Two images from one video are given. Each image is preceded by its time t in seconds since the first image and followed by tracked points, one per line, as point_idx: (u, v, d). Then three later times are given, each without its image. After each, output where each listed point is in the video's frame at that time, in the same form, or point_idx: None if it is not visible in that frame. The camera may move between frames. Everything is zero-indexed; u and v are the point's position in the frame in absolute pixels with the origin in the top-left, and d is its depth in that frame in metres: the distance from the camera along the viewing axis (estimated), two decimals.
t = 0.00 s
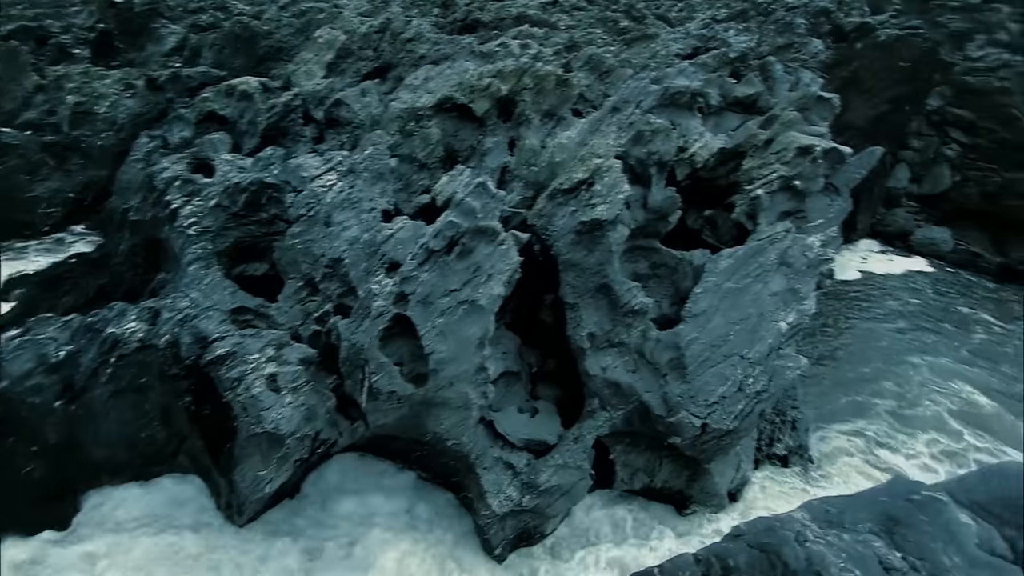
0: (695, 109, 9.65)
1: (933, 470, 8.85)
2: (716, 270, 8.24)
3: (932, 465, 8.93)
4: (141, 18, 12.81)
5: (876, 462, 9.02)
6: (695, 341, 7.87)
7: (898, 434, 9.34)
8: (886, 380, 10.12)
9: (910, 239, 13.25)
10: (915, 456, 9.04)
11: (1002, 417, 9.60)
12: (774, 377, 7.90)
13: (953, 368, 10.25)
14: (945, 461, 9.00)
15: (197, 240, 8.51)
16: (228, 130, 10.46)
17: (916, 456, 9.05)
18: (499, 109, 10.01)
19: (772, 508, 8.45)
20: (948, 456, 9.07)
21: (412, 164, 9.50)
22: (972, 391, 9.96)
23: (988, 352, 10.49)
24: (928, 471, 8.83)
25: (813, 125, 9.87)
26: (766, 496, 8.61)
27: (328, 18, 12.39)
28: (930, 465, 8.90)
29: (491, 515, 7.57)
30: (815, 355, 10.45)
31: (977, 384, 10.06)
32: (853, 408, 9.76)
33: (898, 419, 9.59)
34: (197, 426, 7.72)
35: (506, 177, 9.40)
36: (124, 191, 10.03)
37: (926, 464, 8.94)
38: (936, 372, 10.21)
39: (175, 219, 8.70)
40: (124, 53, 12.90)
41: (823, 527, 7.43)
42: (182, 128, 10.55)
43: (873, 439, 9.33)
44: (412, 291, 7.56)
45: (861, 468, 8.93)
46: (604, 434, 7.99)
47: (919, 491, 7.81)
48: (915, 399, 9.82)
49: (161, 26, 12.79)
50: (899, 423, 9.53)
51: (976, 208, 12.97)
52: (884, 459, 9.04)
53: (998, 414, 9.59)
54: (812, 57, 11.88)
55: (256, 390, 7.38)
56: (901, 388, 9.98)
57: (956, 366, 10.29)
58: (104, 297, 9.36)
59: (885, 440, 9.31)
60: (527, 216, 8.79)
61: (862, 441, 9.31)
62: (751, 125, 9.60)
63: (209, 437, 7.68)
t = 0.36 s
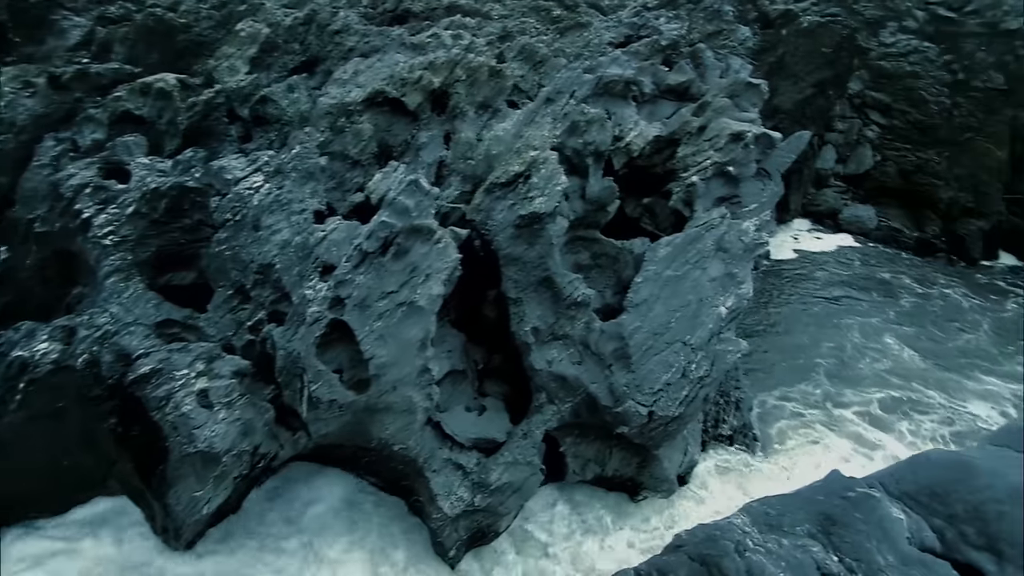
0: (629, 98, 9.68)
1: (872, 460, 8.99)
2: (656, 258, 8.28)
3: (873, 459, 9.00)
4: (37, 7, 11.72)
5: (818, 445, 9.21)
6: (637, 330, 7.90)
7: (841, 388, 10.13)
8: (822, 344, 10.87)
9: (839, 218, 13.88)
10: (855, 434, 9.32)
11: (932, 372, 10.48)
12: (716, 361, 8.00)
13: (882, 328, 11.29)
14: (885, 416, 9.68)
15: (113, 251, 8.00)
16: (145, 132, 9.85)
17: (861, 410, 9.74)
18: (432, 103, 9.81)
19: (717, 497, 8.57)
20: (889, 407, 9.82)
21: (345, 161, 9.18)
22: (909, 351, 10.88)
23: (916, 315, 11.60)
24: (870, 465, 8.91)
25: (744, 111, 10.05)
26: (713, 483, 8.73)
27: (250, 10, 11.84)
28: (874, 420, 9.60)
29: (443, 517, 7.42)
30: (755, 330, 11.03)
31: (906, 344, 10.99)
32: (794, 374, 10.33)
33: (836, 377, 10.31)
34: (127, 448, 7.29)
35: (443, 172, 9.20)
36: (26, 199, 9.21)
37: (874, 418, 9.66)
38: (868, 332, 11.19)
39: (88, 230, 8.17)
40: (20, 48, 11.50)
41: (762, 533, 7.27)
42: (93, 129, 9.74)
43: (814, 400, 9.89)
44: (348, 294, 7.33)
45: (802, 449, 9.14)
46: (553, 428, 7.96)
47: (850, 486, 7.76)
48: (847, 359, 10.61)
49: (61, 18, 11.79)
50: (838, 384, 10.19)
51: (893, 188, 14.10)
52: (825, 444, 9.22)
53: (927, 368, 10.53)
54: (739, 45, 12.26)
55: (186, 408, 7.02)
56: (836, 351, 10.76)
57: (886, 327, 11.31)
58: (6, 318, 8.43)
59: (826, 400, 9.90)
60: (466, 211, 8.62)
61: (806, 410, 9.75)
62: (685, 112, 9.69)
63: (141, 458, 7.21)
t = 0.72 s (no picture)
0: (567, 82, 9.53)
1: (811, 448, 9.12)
2: (598, 245, 8.27)
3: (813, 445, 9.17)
4: None
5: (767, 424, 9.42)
6: (584, 318, 7.88)
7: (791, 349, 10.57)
8: (763, 316, 11.17)
9: (776, 195, 14.36)
10: (818, 387, 9.95)
11: (874, 330, 11.11)
12: (662, 344, 8.06)
13: (825, 293, 11.81)
14: (837, 366, 10.34)
15: (23, 262, 7.45)
16: (54, 131, 9.19)
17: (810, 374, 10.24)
18: (364, 92, 9.44)
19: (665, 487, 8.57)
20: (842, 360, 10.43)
21: (276, 156, 8.80)
22: (851, 313, 11.42)
23: (858, 279, 12.27)
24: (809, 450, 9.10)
25: (679, 94, 10.12)
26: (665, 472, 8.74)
27: None
28: (827, 371, 10.24)
29: (397, 518, 7.31)
30: (701, 304, 11.26)
31: (849, 303, 11.64)
32: (738, 344, 10.61)
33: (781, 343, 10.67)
34: (51, 472, 6.98)
35: (380, 163, 8.89)
36: None
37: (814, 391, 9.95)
38: (807, 303, 11.49)
39: None
40: None
41: (705, 538, 7.16)
42: None
43: (761, 372, 10.18)
44: (283, 297, 7.05)
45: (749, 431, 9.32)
46: (504, 420, 7.88)
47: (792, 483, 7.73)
48: (790, 326, 11.00)
49: None
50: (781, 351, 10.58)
51: (826, 163, 14.57)
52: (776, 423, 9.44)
53: (869, 326, 11.14)
54: (672, 27, 12.23)
55: (114, 427, 6.65)
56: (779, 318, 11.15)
57: (828, 289, 11.90)
58: None
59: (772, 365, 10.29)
60: (406, 204, 8.38)
61: (755, 382, 10.01)
62: (622, 96, 9.67)
63: (67, 478, 6.89)
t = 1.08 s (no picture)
0: (506, 66, 9.31)
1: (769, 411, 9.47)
2: (543, 231, 8.18)
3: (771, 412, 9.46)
4: None
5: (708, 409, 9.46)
6: (532, 306, 7.81)
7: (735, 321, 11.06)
8: (710, 284, 11.79)
9: (717, 172, 15.01)
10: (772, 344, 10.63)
11: (815, 296, 11.84)
12: (610, 328, 8.10)
13: (772, 262, 12.62)
14: (786, 322, 11.12)
15: None
16: None
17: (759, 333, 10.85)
18: (295, 81, 9.05)
19: (619, 482, 8.47)
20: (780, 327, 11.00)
21: (204, 152, 8.43)
22: (795, 279, 12.25)
23: (806, 245, 13.26)
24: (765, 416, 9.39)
25: (618, 76, 10.04)
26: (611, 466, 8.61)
27: None
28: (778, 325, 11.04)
29: (352, 520, 7.16)
30: (650, 280, 11.72)
31: (794, 269, 12.51)
32: (686, 313, 11.12)
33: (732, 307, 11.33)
34: None
35: (316, 155, 8.59)
36: None
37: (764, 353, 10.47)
38: (754, 275, 12.17)
39: None
40: None
41: (649, 544, 7.12)
42: None
43: (713, 334, 10.75)
44: (216, 301, 6.74)
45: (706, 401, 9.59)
46: (456, 413, 7.76)
47: (739, 479, 7.67)
48: (739, 293, 11.69)
49: None
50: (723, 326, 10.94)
51: (764, 139, 15.18)
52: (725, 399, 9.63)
53: (813, 288, 12.05)
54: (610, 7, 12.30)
55: (33, 451, 6.29)
56: (726, 283, 11.85)
57: (773, 255, 12.78)
58: None
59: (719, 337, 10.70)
60: (344, 196, 8.07)
61: (703, 360, 10.29)
62: (561, 79, 9.52)
63: None
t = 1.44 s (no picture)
0: (444, 50, 9.04)
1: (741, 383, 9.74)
2: (489, 220, 8.04)
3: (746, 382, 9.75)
4: None
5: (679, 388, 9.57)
6: (481, 297, 7.68)
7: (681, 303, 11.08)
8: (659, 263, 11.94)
9: (662, 150, 15.33)
10: (727, 309, 11.05)
11: (766, 260, 12.28)
12: (561, 315, 8.04)
13: (719, 230, 12.99)
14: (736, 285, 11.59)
15: None
16: None
17: (725, 306, 11.11)
18: (223, 72, 8.54)
19: (592, 459, 8.55)
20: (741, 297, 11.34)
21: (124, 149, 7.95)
22: (744, 246, 12.63)
23: (753, 214, 13.64)
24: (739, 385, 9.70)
25: (559, 57, 10.03)
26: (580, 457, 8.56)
27: None
28: (725, 286, 11.55)
29: (307, 525, 6.94)
30: (601, 264, 11.80)
31: (743, 238, 12.86)
32: (638, 284, 11.41)
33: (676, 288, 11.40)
34: None
35: (249, 149, 8.23)
36: None
37: (734, 318, 10.89)
38: (705, 244, 12.54)
39: None
40: None
41: (595, 559, 6.33)
42: None
43: (666, 299, 11.12)
44: (146, 310, 6.42)
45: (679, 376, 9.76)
46: (409, 409, 7.60)
47: (687, 483, 6.76)
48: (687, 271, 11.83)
49: None
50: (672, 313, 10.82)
51: (706, 117, 15.53)
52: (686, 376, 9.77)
53: (762, 253, 12.44)
54: None
55: None
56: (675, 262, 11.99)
57: (721, 224, 13.19)
58: None
59: (674, 315, 10.79)
60: (281, 191, 7.80)
61: (661, 334, 10.44)
62: (502, 63, 9.28)
63: None
